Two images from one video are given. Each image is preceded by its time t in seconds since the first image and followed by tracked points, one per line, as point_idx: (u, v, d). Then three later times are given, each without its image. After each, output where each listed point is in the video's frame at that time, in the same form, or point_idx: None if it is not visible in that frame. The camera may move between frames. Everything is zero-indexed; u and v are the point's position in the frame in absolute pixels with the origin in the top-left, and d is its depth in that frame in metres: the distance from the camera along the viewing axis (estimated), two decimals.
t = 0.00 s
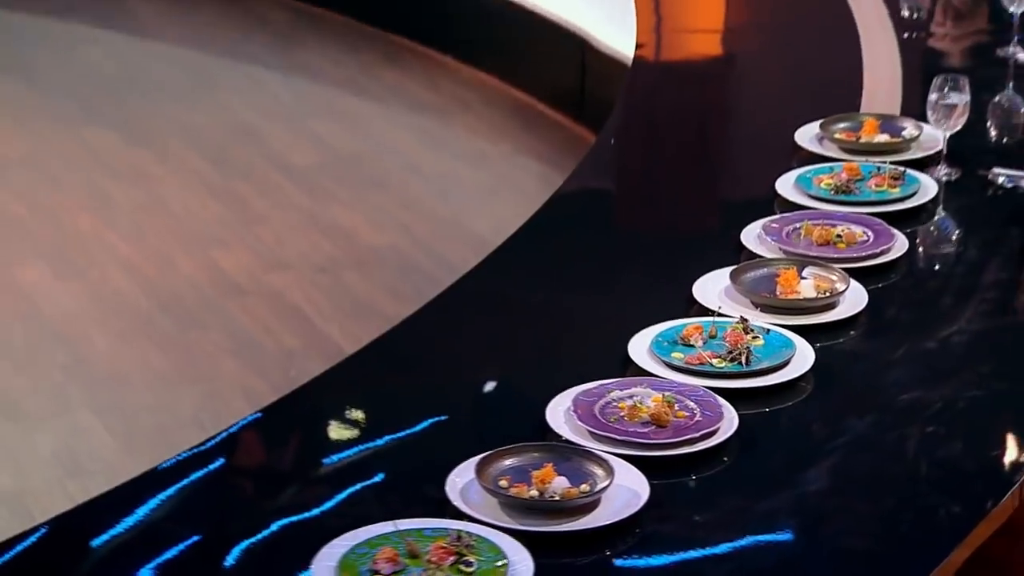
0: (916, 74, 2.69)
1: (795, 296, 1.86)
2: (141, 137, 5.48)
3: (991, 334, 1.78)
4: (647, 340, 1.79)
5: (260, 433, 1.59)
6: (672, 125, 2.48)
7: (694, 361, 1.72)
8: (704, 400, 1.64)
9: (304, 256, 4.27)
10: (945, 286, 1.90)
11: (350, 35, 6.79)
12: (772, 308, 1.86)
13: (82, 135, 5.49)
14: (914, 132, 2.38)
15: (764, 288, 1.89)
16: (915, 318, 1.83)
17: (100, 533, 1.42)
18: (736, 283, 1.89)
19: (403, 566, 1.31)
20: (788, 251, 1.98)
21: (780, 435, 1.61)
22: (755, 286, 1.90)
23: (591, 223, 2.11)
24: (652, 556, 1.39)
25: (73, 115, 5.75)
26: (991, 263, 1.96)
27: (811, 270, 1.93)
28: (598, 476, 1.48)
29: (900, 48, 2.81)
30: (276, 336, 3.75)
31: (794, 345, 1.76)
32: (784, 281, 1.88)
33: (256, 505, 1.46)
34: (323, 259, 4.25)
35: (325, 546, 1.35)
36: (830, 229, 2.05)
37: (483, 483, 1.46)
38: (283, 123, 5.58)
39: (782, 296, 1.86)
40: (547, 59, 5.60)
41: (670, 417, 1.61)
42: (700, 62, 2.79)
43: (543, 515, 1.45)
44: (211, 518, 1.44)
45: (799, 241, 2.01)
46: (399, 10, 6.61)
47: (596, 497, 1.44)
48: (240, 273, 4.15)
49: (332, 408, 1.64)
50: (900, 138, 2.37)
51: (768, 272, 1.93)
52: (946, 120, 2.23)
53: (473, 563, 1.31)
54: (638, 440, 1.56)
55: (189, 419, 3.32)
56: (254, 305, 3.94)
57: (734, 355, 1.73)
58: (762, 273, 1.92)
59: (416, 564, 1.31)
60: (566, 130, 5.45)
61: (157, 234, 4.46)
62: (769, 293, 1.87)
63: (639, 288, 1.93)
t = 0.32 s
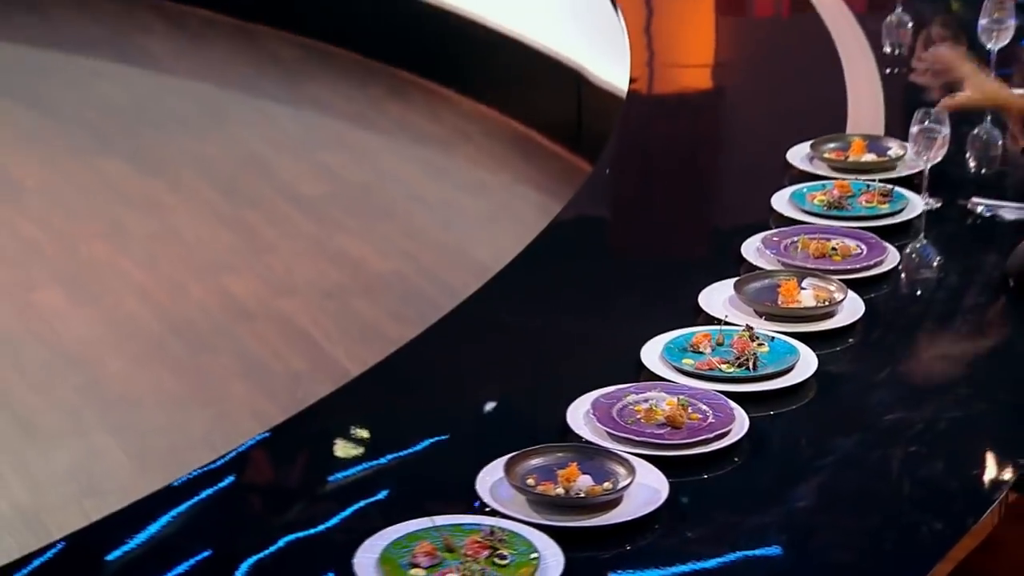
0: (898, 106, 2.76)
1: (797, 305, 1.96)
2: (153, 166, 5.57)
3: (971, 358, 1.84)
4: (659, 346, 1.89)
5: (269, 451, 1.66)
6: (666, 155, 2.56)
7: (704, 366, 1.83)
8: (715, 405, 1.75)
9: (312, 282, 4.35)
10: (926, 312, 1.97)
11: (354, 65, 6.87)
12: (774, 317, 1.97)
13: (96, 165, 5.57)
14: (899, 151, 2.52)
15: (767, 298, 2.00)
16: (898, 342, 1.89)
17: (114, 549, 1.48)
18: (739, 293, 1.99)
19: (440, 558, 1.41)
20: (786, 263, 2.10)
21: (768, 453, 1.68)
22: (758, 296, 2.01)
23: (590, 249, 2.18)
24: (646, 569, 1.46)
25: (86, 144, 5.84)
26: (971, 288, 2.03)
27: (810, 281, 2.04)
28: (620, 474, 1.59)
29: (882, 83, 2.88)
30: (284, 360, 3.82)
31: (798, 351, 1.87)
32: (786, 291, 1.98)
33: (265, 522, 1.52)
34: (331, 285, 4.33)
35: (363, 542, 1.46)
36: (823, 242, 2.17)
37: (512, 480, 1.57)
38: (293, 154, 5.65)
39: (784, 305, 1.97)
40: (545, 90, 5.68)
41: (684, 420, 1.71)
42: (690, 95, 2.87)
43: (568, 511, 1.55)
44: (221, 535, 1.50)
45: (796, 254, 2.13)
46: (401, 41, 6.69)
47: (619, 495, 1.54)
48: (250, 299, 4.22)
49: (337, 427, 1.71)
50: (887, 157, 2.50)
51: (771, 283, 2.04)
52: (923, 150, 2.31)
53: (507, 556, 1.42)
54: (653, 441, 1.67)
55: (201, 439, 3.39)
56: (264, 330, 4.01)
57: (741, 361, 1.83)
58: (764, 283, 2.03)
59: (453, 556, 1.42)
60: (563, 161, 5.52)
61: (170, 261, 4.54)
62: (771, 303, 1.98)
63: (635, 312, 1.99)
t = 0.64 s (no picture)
0: (881, 135, 2.84)
1: (795, 311, 2.08)
2: (167, 190, 5.66)
3: (950, 375, 1.92)
4: (667, 350, 1.99)
5: (278, 464, 1.75)
6: (659, 181, 2.64)
7: (710, 368, 1.93)
8: (723, 403, 1.85)
9: (321, 302, 4.44)
10: (907, 331, 2.04)
11: (359, 94, 6.96)
12: (775, 323, 2.08)
13: (110, 188, 5.67)
14: (883, 168, 2.64)
15: (767, 304, 2.11)
16: (878, 361, 1.97)
17: (129, 559, 1.56)
18: (741, 299, 2.10)
19: (473, 548, 1.52)
20: (782, 271, 2.20)
21: (757, 467, 1.75)
22: (758, 302, 2.11)
23: (587, 271, 2.26)
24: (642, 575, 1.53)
25: (101, 169, 5.94)
26: (950, 309, 2.11)
27: (807, 288, 2.15)
28: (638, 469, 1.69)
29: (863, 114, 2.96)
30: (294, 377, 3.91)
31: (798, 353, 1.97)
32: (784, 298, 2.09)
33: (275, 531, 1.60)
34: (340, 306, 4.42)
35: (403, 532, 1.57)
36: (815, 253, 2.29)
37: (536, 475, 1.67)
38: (303, 178, 5.75)
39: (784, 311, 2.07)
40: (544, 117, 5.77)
41: (695, 417, 1.81)
42: (681, 123, 2.95)
43: (591, 503, 1.65)
44: (232, 544, 1.58)
45: (792, 264, 2.24)
46: (404, 70, 6.79)
47: (637, 489, 1.65)
48: (261, 319, 4.32)
49: (344, 441, 1.79)
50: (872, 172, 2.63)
51: (770, 289, 2.15)
52: (922, 171, 2.47)
53: (536, 545, 1.52)
54: (667, 438, 1.77)
55: (214, 453, 3.47)
56: (274, 348, 4.10)
57: (745, 363, 1.94)
58: (764, 290, 2.14)
59: (485, 546, 1.52)
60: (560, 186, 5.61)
61: (184, 282, 4.63)
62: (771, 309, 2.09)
63: (628, 331, 2.07)
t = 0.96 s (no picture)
0: (865, 156, 2.92)
1: (792, 314, 2.18)
2: (180, 210, 5.75)
3: (929, 389, 2.00)
4: (673, 352, 2.10)
5: (287, 473, 1.83)
6: (652, 202, 2.73)
7: (714, 368, 2.03)
8: (729, 400, 1.96)
9: (329, 318, 4.53)
10: (889, 345, 2.12)
11: (363, 118, 7.05)
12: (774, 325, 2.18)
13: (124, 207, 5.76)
14: (867, 180, 2.72)
15: (766, 307, 2.21)
16: (862, 374, 2.05)
17: (145, 564, 1.64)
18: (740, 303, 2.21)
19: (502, 535, 1.62)
20: (777, 277, 2.31)
21: (745, 476, 1.82)
22: (757, 306, 2.21)
23: (583, 289, 2.34)
24: None
25: (114, 189, 6.04)
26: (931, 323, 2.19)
27: (803, 293, 2.25)
28: (654, 461, 1.80)
29: (847, 136, 3.04)
30: (302, 389, 4.00)
31: (798, 353, 2.08)
32: (781, 303, 2.19)
33: (284, 538, 1.68)
34: (347, 322, 4.51)
35: (437, 519, 1.68)
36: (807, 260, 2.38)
37: (558, 465, 1.78)
38: (311, 198, 5.84)
39: (782, 314, 2.18)
40: (543, 140, 5.84)
41: (703, 414, 1.92)
42: (673, 147, 3.03)
43: (609, 494, 1.76)
44: (243, 550, 1.66)
45: (785, 270, 2.33)
46: (407, 94, 6.88)
47: (654, 481, 1.75)
48: (272, 334, 4.40)
49: (350, 452, 1.88)
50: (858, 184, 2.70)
51: (769, 293, 2.25)
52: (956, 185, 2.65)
53: (561, 533, 1.63)
54: (676, 433, 1.87)
55: (226, 464, 3.56)
56: (284, 362, 4.18)
57: (748, 363, 2.04)
58: (763, 295, 2.25)
59: (513, 533, 1.63)
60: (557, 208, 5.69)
61: (197, 298, 4.71)
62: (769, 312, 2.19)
63: (622, 347, 2.15)
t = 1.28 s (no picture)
0: (855, 174, 3.02)
1: (786, 315, 2.30)
2: (196, 227, 5.85)
3: (908, 399, 2.09)
4: (676, 351, 2.22)
5: (297, 479, 1.92)
6: (648, 220, 2.82)
7: (717, 365, 2.15)
8: (731, 395, 2.08)
9: (336, 330, 4.63)
10: (872, 357, 2.21)
11: (369, 140, 7.15)
12: (770, 325, 2.30)
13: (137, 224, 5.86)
14: (851, 189, 2.82)
15: (763, 308, 2.33)
16: (844, 385, 2.13)
17: (162, 565, 1.73)
18: (738, 305, 2.33)
19: (528, 521, 1.73)
20: (772, 281, 2.43)
21: (734, 482, 1.90)
22: (754, 308, 2.33)
23: (580, 303, 2.44)
24: None
25: (129, 207, 6.14)
26: (912, 336, 2.28)
27: (797, 295, 2.38)
28: (666, 452, 1.91)
29: (830, 155, 3.13)
30: (310, 398, 4.09)
31: (796, 352, 2.20)
32: (777, 304, 2.32)
33: (293, 540, 1.77)
34: (354, 334, 4.60)
35: (465, 507, 1.79)
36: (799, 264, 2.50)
37: (576, 457, 1.90)
38: (319, 215, 5.94)
39: (778, 314, 2.30)
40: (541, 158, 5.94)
41: (709, 407, 2.04)
42: (665, 168, 3.13)
43: (625, 483, 1.87)
44: (255, 551, 1.74)
45: (779, 274, 2.45)
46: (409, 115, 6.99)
47: (665, 472, 1.86)
48: (283, 345, 4.50)
49: (356, 458, 1.97)
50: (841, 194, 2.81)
51: (765, 296, 2.37)
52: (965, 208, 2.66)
53: (583, 518, 1.73)
54: (686, 425, 1.99)
55: (238, 470, 3.65)
56: (294, 373, 4.27)
57: (749, 360, 2.16)
58: (759, 297, 2.37)
59: (538, 519, 1.74)
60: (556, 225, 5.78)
61: (211, 312, 4.81)
62: (766, 313, 2.32)
63: (616, 358, 2.24)
